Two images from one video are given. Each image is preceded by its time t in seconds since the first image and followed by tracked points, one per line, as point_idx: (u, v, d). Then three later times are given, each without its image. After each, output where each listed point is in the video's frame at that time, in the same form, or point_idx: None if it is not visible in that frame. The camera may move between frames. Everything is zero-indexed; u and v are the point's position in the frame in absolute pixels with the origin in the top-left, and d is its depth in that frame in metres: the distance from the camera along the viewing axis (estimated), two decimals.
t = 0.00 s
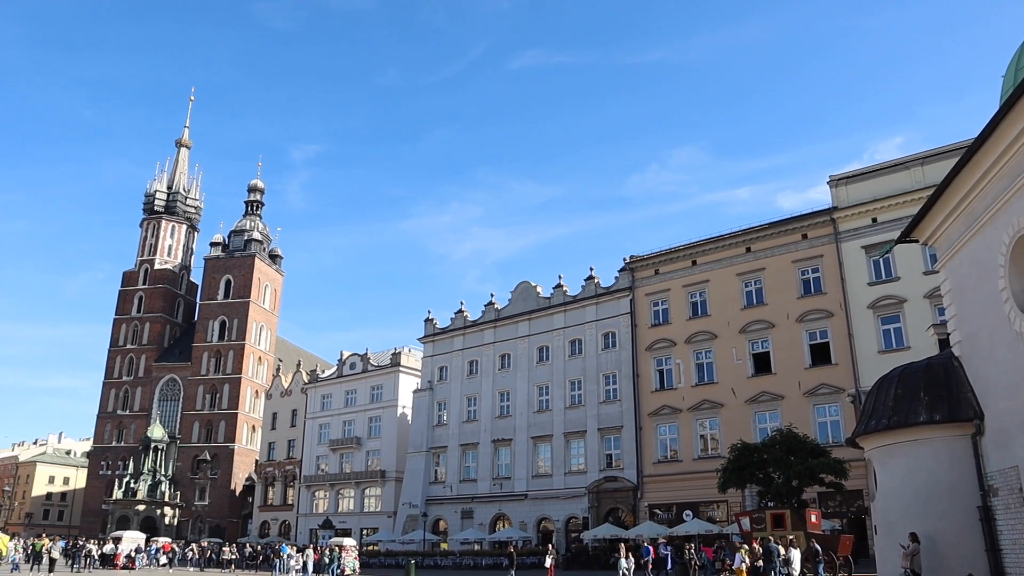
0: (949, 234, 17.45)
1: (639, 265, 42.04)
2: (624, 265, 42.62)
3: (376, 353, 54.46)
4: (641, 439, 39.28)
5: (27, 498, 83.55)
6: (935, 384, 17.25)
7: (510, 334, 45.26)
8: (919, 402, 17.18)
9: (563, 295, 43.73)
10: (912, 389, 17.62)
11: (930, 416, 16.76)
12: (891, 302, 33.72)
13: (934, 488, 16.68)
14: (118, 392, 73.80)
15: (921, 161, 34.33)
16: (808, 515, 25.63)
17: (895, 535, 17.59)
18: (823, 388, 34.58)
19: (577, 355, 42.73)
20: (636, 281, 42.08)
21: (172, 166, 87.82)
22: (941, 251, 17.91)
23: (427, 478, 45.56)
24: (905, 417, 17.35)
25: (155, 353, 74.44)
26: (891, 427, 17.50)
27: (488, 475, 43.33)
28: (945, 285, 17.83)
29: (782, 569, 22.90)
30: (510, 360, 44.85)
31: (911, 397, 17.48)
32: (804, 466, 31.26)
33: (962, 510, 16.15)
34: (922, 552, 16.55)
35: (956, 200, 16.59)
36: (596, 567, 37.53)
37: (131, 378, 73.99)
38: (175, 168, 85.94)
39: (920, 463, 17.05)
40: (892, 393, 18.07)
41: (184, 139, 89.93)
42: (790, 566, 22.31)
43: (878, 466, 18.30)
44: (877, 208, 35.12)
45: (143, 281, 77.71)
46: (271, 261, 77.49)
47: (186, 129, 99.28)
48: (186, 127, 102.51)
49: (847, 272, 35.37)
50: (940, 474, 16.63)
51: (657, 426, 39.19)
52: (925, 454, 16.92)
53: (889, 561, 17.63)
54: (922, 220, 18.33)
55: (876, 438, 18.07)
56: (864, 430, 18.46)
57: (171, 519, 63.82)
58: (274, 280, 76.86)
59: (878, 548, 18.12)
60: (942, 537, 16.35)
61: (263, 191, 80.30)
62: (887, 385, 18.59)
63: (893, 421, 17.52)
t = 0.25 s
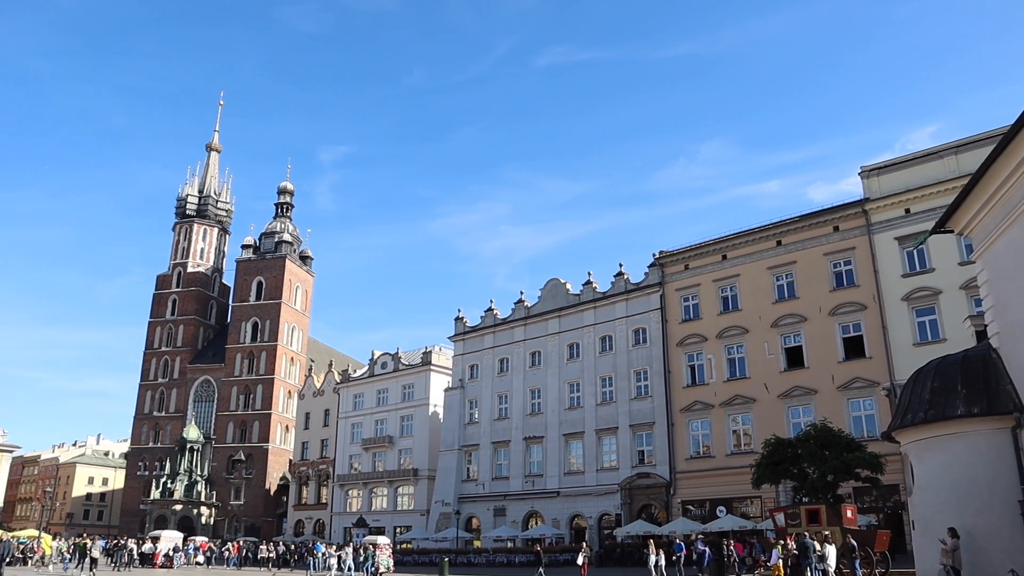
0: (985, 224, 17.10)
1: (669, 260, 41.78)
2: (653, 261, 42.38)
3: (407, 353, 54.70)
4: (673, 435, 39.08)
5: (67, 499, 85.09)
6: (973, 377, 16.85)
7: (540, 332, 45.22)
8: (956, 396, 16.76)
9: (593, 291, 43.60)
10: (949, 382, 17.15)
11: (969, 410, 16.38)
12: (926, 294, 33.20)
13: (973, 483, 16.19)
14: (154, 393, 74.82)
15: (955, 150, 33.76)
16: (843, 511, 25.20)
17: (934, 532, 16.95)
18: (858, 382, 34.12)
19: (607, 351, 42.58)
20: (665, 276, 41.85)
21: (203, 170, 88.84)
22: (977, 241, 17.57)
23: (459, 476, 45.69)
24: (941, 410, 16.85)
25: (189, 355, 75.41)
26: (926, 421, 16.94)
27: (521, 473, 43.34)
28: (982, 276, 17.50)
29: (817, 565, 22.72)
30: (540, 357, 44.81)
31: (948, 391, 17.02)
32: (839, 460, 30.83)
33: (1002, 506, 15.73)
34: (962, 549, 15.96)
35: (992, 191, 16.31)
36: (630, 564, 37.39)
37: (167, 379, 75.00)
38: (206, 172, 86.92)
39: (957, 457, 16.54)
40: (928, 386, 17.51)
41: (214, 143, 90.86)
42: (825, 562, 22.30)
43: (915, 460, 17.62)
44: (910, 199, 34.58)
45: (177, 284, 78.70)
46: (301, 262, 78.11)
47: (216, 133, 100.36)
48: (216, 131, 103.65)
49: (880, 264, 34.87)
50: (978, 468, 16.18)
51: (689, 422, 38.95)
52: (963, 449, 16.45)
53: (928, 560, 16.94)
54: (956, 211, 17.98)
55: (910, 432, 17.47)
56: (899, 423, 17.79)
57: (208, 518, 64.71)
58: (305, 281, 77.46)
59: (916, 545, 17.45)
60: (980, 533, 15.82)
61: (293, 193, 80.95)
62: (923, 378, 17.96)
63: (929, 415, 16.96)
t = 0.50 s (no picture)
0: (1017, 219, 16.89)
1: (695, 257, 41.52)
2: (679, 257, 42.14)
3: (434, 352, 54.83)
4: (701, 433, 38.85)
5: (101, 498, 86.30)
6: (1007, 372, 16.52)
7: (566, 330, 45.14)
8: (990, 391, 16.43)
9: (619, 288, 43.45)
10: (982, 377, 16.82)
11: (1002, 405, 16.07)
12: (957, 288, 32.73)
13: (1009, 479, 15.90)
14: (184, 394, 75.69)
15: (986, 142, 33.25)
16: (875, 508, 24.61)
17: (968, 530, 16.65)
18: (887, 378, 33.72)
19: (634, 349, 42.41)
20: (691, 273, 41.59)
21: (229, 172, 89.63)
22: (1009, 235, 17.31)
23: (487, 474, 45.74)
24: (974, 406, 16.53)
25: (218, 356, 76.18)
26: (959, 417, 16.64)
27: (548, 471, 43.30)
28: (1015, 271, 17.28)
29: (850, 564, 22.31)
30: (567, 355, 44.73)
31: (981, 386, 16.69)
32: (870, 458, 30.47)
33: None
34: (998, 546, 15.70)
35: (1023, 186, 16.11)
36: (658, 562, 37.20)
37: (196, 380, 75.81)
38: (233, 174, 87.69)
39: (992, 454, 16.24)
40: (960, 382, 17.18)
41: (241, 145, 91.62)
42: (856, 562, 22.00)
43: (947, 457, 17.34)
44: (939, 192, 34.11)
45: (205, 286, 79.49)
46: (328, 263, 78.56)
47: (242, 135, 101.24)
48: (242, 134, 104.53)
49: (909, 258, 34.42)
50: (1016, 465, 15.90)
51: (716, 419, 38.70)
52: (998, 445, 16.14)
53: (961, 558, 16.67)
54: (987, 205, 17.73)
55: (943, 429, 17.18)
56: (931, 420, 17.51)
57: (238, 518, 65.53)
58: (331, 281, 77.88)
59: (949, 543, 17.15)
60: (1018, 531, 15.54)
61: (319, 194, 81.42)
62: (955, 373, 17.66)
63: (961, 411, 16.65)
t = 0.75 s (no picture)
0: None
1: (723, 253, 41.21)
2: (707, 254, 41.85)
3: (462, 350, 54.97)
4: (730, 429, 38.56)
5: (135, 496, 87.59)
6: None
7: (594, 327, 45.02)
8: None
9: (646, 285, 43.25)
10: (1019, 373, 16.49)
11: None
12: (992, 282, 32.20)
13: None
14: (215, 393, 76.49)
15: (1020, 133, 32.68)
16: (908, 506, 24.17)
17: (1004, 528, 16.36)
18: (920, 374, 33.24)
19: (662, 346, 42.19)
20: (720, 269, 41.29)
21: (258, 173, 90.47)
22: None
23: (516, 472, 45.77)
24: (1011, 402, 16.18)
25: (248, 355, 76.97)
26: (995, 413, 16.32)
27: (577, 468, 43.23)
28: None
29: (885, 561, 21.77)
30: (595, 352, 44.61)
31: (1017, 381, 16.36)
32: (904, 455, 30.05)
33: None
34: None
35: None
36: (687, 560, 36.99)
37: (227, 379, 76.61)
38: (262, 175, 88.50)
39: None
40: (996, 377, 16.87)
41: (269, 147, 92.45)
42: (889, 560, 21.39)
43: (982, 454, 17.04)
44: (972, 185, 33.58)
45: (235, 286, 80.32)
46: (356, 262, 79.03)
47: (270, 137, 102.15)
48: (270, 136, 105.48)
49: (942, 252, 33.91)
50: None
51: (746, 416, 38.39)
52: None
53: (997, 556, 16.46)
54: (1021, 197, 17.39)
55: (978, 425, 16.88)
56: (966, 416, 17.21)
57: (270, 515, 66.14)
58: (359, 280, 78.34)
59: (985, 540, 16.86)
60: None
61: (346, 194, 81.92)
62: (990, 368, 17.33)
63: (997, 407, 16.33)
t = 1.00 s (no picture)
0: None
1: (748, 250, 40.91)
2: (732, 251, 41.57)
3: (486, 349, 55.01)
4: (757, 428, 38.30)
5: (164, 495, 88.57)
6: None
7: (618, 325, 44.88)
8: None
9: (671, 283, 43.06)
10: None
11: None
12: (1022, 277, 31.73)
13: None
14: (242, 394, 77.13)
15: None
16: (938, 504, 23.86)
17: None
18: (949, 370, 32.80)
19: (687, 344, 41.96)
20: (745, 266, 41.00)
21: (282, 175, 91.11)
22: None
23: (541, 471, 45.74)
24: None
25: (274, 356, 77.58)
26: None
27: (602, 467, 43.13)
28: None
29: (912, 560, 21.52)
30: (619, 351, 44.48)
31: None
32: (934, 452, 29.65)
33: None
34: None
35: None
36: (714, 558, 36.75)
37: (253, 380, 77.22)
38: (286, 177, 89.12)
39: None
40: None
41: (293, 149, 93.06)
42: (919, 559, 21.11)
43: (1013, 452, 16.84)
44: (1002, 178, 33.11)
45: (261, 287, 80.94)
46: (380, 262, 79.39)
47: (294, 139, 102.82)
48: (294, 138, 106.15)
49: (971, 247, 33.45)
50: None
51: (772, 414, 38.09)
52: None
53: None
54: None
55: (1010, 423, 16.70)
56: (997, 414, 17.03)
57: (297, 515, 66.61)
58: (383, 281, 78.66)
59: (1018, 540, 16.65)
60: None
61: (370, 194, 82.27)
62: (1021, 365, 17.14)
63: None
